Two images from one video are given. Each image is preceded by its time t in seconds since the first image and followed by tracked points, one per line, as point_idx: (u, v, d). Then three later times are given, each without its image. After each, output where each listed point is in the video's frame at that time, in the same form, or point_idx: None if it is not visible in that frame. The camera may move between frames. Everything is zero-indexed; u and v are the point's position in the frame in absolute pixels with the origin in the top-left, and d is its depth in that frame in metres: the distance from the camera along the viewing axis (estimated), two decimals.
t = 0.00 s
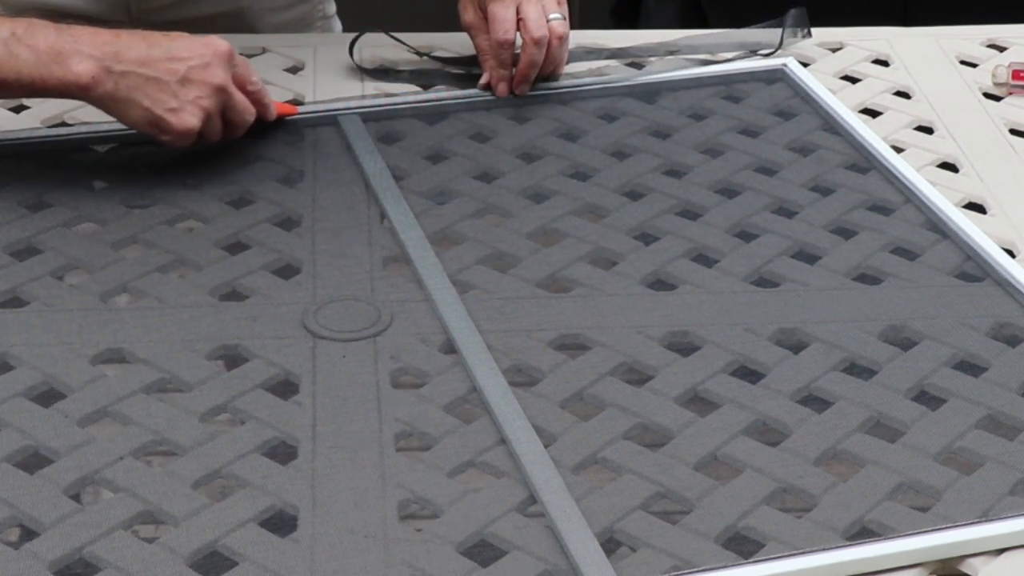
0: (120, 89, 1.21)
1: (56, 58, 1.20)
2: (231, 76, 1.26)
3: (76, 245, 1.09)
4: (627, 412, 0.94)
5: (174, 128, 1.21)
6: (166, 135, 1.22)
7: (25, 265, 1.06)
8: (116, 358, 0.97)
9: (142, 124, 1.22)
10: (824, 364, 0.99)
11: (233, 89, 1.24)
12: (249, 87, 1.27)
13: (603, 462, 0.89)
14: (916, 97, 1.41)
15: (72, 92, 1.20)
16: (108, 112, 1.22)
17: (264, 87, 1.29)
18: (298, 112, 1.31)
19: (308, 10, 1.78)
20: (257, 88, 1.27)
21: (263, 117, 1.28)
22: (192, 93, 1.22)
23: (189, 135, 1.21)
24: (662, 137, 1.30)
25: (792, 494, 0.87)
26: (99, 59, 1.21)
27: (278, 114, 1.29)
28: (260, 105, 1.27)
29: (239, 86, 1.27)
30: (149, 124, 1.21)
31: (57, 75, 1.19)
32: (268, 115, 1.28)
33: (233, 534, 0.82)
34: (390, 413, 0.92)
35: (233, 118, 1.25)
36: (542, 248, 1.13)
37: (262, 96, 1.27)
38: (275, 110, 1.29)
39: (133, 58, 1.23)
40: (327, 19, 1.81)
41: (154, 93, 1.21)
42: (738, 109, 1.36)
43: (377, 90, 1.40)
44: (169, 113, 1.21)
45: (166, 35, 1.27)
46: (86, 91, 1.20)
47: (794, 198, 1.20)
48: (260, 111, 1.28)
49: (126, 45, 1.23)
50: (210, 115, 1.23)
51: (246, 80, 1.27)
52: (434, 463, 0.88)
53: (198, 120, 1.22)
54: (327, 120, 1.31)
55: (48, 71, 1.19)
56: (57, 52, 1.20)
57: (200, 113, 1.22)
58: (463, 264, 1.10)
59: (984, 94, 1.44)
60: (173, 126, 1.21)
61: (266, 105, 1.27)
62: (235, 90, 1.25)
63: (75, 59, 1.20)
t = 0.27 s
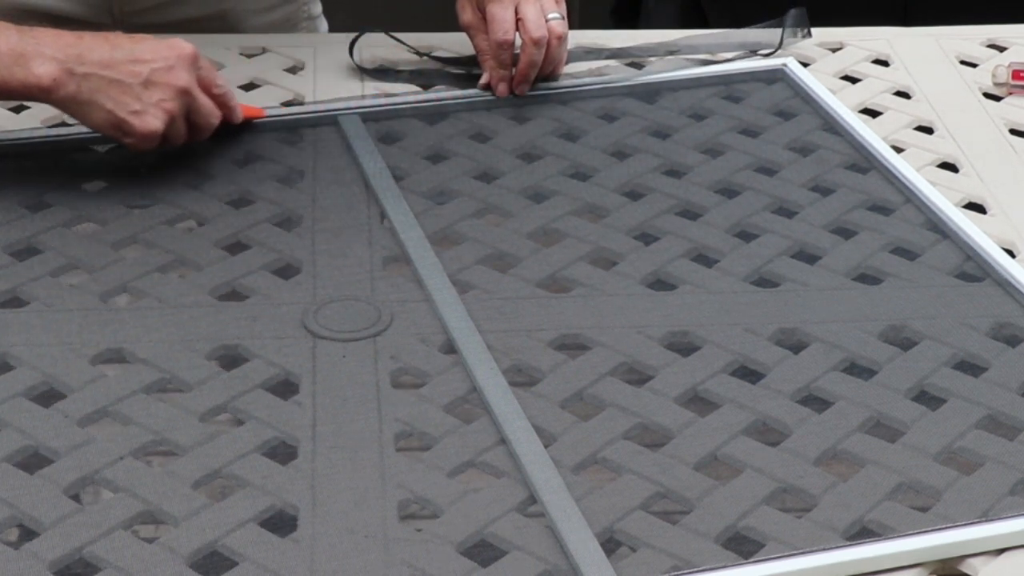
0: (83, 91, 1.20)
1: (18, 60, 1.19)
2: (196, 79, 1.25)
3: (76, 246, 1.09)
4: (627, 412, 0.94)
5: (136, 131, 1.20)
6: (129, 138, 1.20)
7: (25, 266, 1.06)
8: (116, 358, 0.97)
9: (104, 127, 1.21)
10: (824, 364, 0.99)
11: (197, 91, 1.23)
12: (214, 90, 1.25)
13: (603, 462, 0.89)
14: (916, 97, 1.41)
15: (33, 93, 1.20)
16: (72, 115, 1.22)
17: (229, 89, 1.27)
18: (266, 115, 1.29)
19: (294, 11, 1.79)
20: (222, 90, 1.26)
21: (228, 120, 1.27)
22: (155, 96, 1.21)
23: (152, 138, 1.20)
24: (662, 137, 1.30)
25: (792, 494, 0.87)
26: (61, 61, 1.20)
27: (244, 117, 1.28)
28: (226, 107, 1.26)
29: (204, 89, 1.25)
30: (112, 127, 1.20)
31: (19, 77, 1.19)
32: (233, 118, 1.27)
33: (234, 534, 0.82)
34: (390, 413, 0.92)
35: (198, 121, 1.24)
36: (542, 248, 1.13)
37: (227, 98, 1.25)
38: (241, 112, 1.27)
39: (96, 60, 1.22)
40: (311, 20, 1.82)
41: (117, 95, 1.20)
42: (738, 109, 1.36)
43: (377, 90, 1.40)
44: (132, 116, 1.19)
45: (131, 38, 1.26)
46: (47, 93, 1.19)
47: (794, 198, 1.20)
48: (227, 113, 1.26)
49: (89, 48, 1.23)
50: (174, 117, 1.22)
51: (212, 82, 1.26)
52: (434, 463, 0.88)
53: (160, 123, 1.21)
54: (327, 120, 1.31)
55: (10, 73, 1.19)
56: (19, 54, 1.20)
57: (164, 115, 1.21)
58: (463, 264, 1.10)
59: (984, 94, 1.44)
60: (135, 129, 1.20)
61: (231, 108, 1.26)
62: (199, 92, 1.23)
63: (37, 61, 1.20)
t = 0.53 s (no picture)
0: (40, 92, 1.20)
1: None
2: (156, 80, 1.24)
3: (76, 245, 1.09)
4: (627, 412, 0.94)
5: (96, 131, 1.19)
6: (88, 138, 1.19)
7: (25, 266, 1.06)
8: (116, 358, 0.97)
9: (63, 127, 1.20)
10: (824, 365, 0.99)
11: (157, 91, 1.22)
12: (175, 90, 1.25)
13: (603, 462, 0.89)
14: (916, 97, 1.41)
15: None
16: (29, 116, 1.21)
17: (190, 91, 1.27)
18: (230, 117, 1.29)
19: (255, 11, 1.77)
20: (183, 91, 1.25)
21: (190, 121, 1.26)
22: (114, 96, 1.20)
23: (111, 138, 1.19)
24: (662, 137, 1.30)
25: (792, 494, 0.87)
26: (18, 62, 1.20)
27: (208, 118, 1.27)
28: (188, 108, 1.25)
29: (165, 90, 1.25)
30: (71, 127, 1.19)
31: None
32: (196, 119, 1.26)
33: (234, 534, 0.82)
34: (390, 413, 0.92)
35: (158, 122, 1.23)
36: (542, 248, 1.13)
37: (188, 99, 1.25)
38: (204, 114, 1.27)
39: (53, 62, 1.22)
40: (273, 21, 1.79)
41: (76, 96, 1.20)
42: (738, 109, 1.36)
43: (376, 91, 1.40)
44: (91, 116, 1.19)
45: (89, 40, 1.26)
46: (5, 93, 1.19)
47: (794, 198, 1.20)
48: (188, 114, 1.26)
49: (46, 49, 1.23)
50: (134, 117, 1.21)
51: (172, 83, 1.25)
52: (433, 462, 0.88)
53: (120, 123, 1.20)
54: (327, 119, 1.31)
55: None
56: None
57: (123, 115, 1.20)
58: (463, 264, 1.10)
59: (984, 94, 1.44)
60: (95, 129, 1.19)
61: (193, 109, 1.26)
62: (159, 92, 1.23)
63: None
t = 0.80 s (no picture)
0: (33, 92, 1.20)
1: None
2: (149, 81, 1.24)
3: (76, 245, 1.09)
4: (627, 412, 0.94)
5: (88, 132, 1.19)
6: (80, 139, 1.19)
7: (25, 266, 1.06)
8: (116, 358, 0.97)
9: (55, 128, 1.19)
10: (824, 364, 0.99)
11: (149, 93, 1.22)
12: (167, 91, 1.24)
13: (603, 462, 0.89)
14: (916, 97, 1.41)
15: None
16: (22, 116, 1.21)
17: (184, 91, 1.26)
18: (222, 117, 1.28)
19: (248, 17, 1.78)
20: (176, 92, 1.24)
21: (183, 122, 1.26)
22: (106, 97, 1.20)
23: (104, 139, 1.19)
24: (662, 137, 1.30)
25: (792, 494, 0.87)
26: (11, 61, 1.20)
27: (201, 119, 1.27)
28: (181, 109, 1.25)
29: (158, 91, 1.24)
30: (63, 128, 1.19)
31: None
32: (188, 121, 1.26)
33: (234, 534, 0.82)
34: (390, 413, 0.92)
35: (150, 123, 1.23)
36: (543, 248, 1.13)
37: (182, 100, 1.24)
38: (196, 115, 1.26)
39: (46, 61, 1.22)
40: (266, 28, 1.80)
41: (68, 97, 1.20)
42: (738, 109, 1.36)
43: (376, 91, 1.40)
44: (83, 117, 1.18)
45: (83, 40, 1.25)
46: None
47: (794, 198, 1.20)
48: (181, 115, 1.25)
49: (39, 49, 1.22)
50: (125, 118, 1.21)
51: (165, 84, 1.25)
52: (433, 463, 0.88)
53: (113, 124, 1.19)
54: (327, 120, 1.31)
55: None
56: None
57: (115, 116, 1.20)
58: (463, 264, 1.10)
59: (984, 94, 1.44)
60: (87, 130, 1.18)
61: (186, 110, 1.25)
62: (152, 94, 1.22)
63: None
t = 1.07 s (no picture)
0: (32, 91, 1.19)
1: None
2: (149, 84, 1.23)
3: (76, 245, 1.09)
4: (627, 412, 0.94)
5: (86, 134, 1.18)
6: (77, 140, 1.19)
7: (26, 266, 1.06)
8: (116, 359, 0.97)
9: (54, 128, 1.19)
10: (824, 365, 0.99)
11: (149, 96, 1.21)
12: (167, 95, 1.23)
13: (603, 462, 0.89)
14: (916, 97, 1.41)
15: None
16: (22, 113, 1.21)
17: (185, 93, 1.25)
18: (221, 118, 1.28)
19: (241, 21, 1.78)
20: (176, 96, 1.24)
21: (183, 123, 1.26)
22: (105, 99, 1.19)
23: (102, 141, 1.19)
24: (662, 137, 1.30)
25: (792, 494, 0.87)
26: (11, 60, 1.19)
27: (201, 121, 1.27)
28: (181, 112, 1.25)
29: (158, 93, 1.23)
30: (61, 129, 1.19)
31: None
32: (188, 122, 1.26)
33: (234, 534, 0.82)
34: (390, 413, 0.92)
35: (149, 125, 1.22)
36: (543, 248, 1.13)
37: (182, 103, 1.24)
38: (196, 117, 1.26)
39: (47, 61, 1.21)
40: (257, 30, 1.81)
41: (67, 98, 1.19)
42: (738, 109, 1.36)
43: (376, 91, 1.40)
44: (81, 119, 1.18)
45: (85, 39, 1.24)
46: None
47: (794, 198, 1.20)
48: (181, 117, 1.25)
49: (40, 47, 1.21)
50: (124, 121, 1.20)
51: (165, 87, 1.24)
52: (433, 463, 0.88)
53: (111, 127, 1.19)
54: (327, 120, 1.31)
55: None
56: None
57: (113, 119, 1.19)
58: (463, 264, 1.10)
59: (984, 93, 1.44)
60: (85, 132, 1.18)
61: (186, 113, 1.25)
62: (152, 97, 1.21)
63: None
